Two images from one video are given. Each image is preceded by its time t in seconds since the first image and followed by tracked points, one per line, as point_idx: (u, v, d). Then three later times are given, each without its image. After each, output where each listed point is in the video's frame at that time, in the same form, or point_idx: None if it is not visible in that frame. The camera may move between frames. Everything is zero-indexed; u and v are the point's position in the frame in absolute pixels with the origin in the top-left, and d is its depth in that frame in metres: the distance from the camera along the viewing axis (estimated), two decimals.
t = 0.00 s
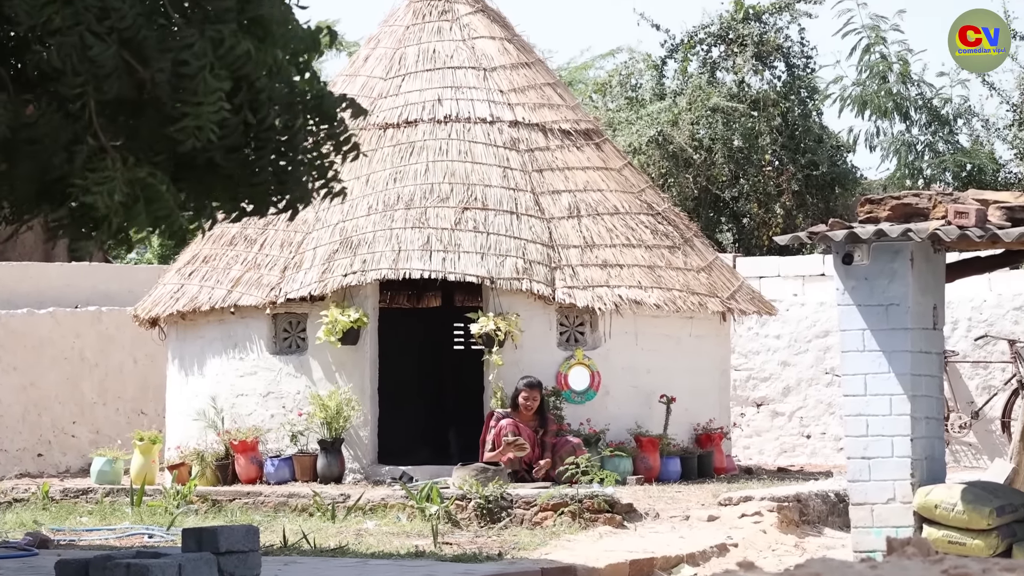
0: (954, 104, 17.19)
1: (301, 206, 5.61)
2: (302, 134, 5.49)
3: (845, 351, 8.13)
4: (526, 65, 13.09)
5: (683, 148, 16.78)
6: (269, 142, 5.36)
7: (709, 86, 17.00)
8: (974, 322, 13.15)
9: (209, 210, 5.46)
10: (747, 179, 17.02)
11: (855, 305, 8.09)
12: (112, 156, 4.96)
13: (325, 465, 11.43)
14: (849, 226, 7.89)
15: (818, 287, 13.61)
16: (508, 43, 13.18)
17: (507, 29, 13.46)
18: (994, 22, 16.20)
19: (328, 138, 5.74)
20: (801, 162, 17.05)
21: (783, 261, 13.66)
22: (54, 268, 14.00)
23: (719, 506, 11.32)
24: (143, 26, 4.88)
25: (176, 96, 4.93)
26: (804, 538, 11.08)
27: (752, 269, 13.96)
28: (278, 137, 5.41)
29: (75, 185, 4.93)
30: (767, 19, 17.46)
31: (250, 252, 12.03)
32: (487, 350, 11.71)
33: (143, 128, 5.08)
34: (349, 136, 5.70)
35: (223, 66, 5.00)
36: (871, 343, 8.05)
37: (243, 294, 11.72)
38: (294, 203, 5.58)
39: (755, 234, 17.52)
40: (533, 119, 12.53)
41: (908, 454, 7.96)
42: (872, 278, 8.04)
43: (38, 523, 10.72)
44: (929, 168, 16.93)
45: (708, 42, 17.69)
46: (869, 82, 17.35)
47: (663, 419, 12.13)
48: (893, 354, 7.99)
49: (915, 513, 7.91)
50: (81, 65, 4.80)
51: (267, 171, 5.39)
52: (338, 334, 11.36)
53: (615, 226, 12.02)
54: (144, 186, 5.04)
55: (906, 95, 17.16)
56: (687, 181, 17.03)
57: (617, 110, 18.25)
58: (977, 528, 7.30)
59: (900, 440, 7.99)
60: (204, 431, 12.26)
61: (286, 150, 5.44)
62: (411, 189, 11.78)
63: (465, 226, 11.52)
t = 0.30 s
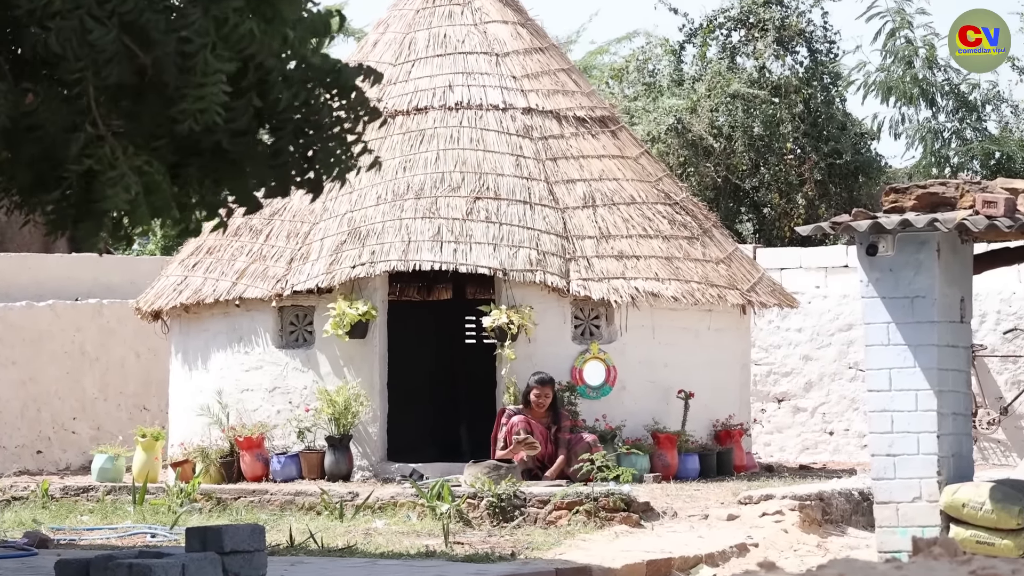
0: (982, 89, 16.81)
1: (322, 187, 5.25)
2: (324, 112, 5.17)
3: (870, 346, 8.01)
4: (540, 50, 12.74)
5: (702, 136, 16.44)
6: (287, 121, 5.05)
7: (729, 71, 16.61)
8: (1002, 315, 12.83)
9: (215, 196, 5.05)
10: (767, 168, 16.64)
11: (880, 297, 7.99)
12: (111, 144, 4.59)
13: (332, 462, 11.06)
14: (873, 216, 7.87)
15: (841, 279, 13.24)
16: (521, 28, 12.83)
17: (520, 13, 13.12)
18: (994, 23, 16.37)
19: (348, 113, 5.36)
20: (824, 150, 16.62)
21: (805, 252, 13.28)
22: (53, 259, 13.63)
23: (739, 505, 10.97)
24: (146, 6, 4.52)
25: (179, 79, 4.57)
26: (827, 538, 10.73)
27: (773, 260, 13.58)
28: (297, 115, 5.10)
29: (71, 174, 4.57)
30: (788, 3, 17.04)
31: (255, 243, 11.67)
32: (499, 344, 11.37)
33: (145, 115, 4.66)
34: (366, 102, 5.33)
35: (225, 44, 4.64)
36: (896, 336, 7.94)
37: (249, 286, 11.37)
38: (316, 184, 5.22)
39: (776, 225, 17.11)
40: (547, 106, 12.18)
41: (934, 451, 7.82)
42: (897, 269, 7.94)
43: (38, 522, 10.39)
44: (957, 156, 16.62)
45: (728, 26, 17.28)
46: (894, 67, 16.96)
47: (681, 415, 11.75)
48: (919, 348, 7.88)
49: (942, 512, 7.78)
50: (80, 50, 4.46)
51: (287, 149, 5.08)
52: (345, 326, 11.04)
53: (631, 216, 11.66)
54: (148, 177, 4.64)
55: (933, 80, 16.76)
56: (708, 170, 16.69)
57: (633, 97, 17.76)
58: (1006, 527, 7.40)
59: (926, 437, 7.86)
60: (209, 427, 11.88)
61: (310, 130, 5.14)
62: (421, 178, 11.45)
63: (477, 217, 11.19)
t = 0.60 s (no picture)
0: (1016, 66, 16.22)
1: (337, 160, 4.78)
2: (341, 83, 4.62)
3: (898, 334, 7.60)
4: (554, 27, 12.32)
5: (724, 117, 15.93)
6: (301, 92, 4.53)
7: (752, 50, 16.20)
8: None
9: (232, 169, 4.58)
10: (792, 150, 16.14)
11: (909, 284, 7.57)
12: (119, 114, 4.16)
13: (339, 454, 10.67)
14: (903, 199, 7.46)
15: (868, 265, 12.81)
16: (535, 4, 12.43)
17: None
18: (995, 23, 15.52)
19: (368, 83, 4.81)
20: (850, 131, 16.23)
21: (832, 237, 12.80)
22: (49, 243, 13.21)
23: (762, 499, 10.55)
24: None
25: (182, 47, 4.12)
26: (853, 534, 10.29)
27: (798, 245, 13.08)
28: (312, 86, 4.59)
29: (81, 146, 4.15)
30: None
31: (259, 227, 11.22)
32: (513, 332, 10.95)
33: (151, 83, 4.22)
34: (385, 72, 4.74)
35: (228, 10, 4.17)
36: (926, 324, 7.54)
37: (252, 272, 10.93)
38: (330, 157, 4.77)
39: (800, 209, 16.62)
40: (562, 85, 11.76)
41: (965, 444, 7.43)
42: (926, 254, 7.52)
43: (33, 516, 9.99)
44: (989, 137, 16.23)
45: (752, 2, 16.87)
46: (924, 44, 16.48)
47: (700, 406, 11.30)
48: (949, 336, 7.48)
49: (974, 507, 7.37)
50: (81, 16, 4.05)
51: (302, 124, 4.57)
52: (353, 314, 10.65)
53: (649, 198, 11.23)
54: (160, 143, 4.19)
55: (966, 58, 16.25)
56: (730, 153, 16.17)
57: (652, 76, 17.25)
58: None
59: (956, 429, 7.46)
60: (211, 418, 11.41)
61: (325, 101, 4.63)
62: (431, 160, 11.04)
63: (489, 200, 10.80)
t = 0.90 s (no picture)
0: None
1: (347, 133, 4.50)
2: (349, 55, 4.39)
3: (926, 318, 7.05)
4: None
5: (743, 91, 15.48)
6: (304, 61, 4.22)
7: (773, 20, 15.75)
8: None
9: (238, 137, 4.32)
10: (815, 126, 15.64)
11: (938, 265, 7.00)
12: (124, 81, 3.91)
13: (342, 444, 10.20)
14: (931, 176, 6.91)
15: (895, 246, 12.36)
16: None
17: None
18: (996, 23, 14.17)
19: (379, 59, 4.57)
20: (876, 106, 15.55)
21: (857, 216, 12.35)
22: (38, 223, 12.74)
23: (783, 491, 10.08)
24: None
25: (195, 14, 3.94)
26: (879, 527, 9.79)
27: (821, 225, 12.59)
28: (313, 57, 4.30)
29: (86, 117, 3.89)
30: None
31: (258, 206, 10.74)
32: (523, 316, 10.47)
33: (157, 53, 4.02)
34: (397, 48, 4.50)
35: None
36: (956, 307, 6.98)
37: (250, 254, 10.45)
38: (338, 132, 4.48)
39: (823, 186, 16.11)
40: (574, 57, 11.32)
41: (997, 432, 6.90)
42: (956, 234, 6.96)
43: (21, 509, 9.53)
44: None
45: None
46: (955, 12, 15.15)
47: (719, 393, 10.82)
48: (980, 320, 6.92)
49: (1006, 498, 6.87)
50: None
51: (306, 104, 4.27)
52: (355, 298, 10.17)
53: (666, 176, 10.76)
54: (167, 112, 3.93)
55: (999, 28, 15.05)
56: (750, 129, 15.68)
57: (669, 49, 16.87)
58: None
59: (988, 417, 6.93)
60: (208, 406, 10.93)
61: (325, 73, 4.34)
62: (437, 136, 10.59)
63: (498, 178, 10.35)
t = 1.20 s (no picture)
0: None
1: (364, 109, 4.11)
2: (357, 19, 3.96)
3: (958, 308, 6.51)
4: None
5: (765, 66, 14.96)
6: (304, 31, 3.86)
7: None
8: None
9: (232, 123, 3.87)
10: (839, 105, 15.07)
11: (971, 252, 6.47)
12: (111, 56, 3.44)
13: (340, 441, 9.64)
14: (964, 156, 6.29)
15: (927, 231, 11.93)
16: None
17: None
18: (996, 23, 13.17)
19: (397, 31, 4.19)
20: (905, 83, 14.91)
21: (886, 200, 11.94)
22: (19, 207, 12.19)
23: (807, 490, 9.51)
24: None
25: None
26: (909, 529, 9.22)
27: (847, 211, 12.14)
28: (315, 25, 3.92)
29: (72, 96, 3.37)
30: None
31: (252, 189, 10.16)
32: (532, 305, 9.90)
33: (143, 32, 3.63)
34: (409, 9, 4.07)
35: None
36: (989, 296, 6.46)
37: (244, 240, 9.88)
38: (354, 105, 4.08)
39: (849, 167, 15.49)
40: (586, 32, 10.82)
41: None
42: (991, 219, 6.45)
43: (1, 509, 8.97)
44: None
45: None
46: None
47: (738, 386, 10.25)
48: (1017, 309, 6.42)
49: None
50: None
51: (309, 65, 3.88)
52: (355, 286, 9.64)
53: (683, 156, 10.20)
54: (156, 85, 3.39)
55: None
56: (771, 106, 15.18)
57: (683, 20, 16.24)
58: None
59: None
60: (198, 400, 10.33)
61: (329, 39, 3.94)
62: (441, 116, 10.05)
63: (506, 159, 9.79)
